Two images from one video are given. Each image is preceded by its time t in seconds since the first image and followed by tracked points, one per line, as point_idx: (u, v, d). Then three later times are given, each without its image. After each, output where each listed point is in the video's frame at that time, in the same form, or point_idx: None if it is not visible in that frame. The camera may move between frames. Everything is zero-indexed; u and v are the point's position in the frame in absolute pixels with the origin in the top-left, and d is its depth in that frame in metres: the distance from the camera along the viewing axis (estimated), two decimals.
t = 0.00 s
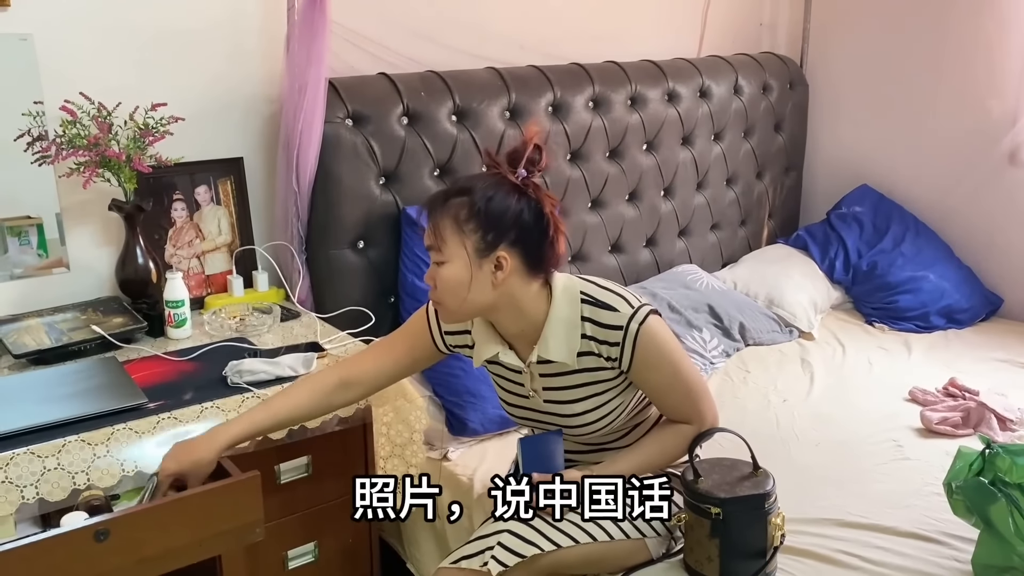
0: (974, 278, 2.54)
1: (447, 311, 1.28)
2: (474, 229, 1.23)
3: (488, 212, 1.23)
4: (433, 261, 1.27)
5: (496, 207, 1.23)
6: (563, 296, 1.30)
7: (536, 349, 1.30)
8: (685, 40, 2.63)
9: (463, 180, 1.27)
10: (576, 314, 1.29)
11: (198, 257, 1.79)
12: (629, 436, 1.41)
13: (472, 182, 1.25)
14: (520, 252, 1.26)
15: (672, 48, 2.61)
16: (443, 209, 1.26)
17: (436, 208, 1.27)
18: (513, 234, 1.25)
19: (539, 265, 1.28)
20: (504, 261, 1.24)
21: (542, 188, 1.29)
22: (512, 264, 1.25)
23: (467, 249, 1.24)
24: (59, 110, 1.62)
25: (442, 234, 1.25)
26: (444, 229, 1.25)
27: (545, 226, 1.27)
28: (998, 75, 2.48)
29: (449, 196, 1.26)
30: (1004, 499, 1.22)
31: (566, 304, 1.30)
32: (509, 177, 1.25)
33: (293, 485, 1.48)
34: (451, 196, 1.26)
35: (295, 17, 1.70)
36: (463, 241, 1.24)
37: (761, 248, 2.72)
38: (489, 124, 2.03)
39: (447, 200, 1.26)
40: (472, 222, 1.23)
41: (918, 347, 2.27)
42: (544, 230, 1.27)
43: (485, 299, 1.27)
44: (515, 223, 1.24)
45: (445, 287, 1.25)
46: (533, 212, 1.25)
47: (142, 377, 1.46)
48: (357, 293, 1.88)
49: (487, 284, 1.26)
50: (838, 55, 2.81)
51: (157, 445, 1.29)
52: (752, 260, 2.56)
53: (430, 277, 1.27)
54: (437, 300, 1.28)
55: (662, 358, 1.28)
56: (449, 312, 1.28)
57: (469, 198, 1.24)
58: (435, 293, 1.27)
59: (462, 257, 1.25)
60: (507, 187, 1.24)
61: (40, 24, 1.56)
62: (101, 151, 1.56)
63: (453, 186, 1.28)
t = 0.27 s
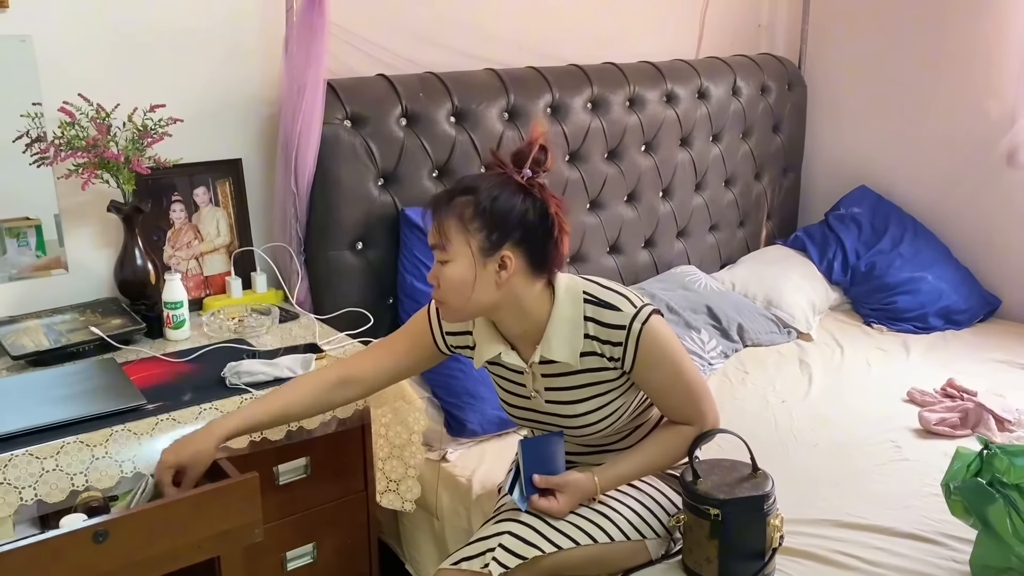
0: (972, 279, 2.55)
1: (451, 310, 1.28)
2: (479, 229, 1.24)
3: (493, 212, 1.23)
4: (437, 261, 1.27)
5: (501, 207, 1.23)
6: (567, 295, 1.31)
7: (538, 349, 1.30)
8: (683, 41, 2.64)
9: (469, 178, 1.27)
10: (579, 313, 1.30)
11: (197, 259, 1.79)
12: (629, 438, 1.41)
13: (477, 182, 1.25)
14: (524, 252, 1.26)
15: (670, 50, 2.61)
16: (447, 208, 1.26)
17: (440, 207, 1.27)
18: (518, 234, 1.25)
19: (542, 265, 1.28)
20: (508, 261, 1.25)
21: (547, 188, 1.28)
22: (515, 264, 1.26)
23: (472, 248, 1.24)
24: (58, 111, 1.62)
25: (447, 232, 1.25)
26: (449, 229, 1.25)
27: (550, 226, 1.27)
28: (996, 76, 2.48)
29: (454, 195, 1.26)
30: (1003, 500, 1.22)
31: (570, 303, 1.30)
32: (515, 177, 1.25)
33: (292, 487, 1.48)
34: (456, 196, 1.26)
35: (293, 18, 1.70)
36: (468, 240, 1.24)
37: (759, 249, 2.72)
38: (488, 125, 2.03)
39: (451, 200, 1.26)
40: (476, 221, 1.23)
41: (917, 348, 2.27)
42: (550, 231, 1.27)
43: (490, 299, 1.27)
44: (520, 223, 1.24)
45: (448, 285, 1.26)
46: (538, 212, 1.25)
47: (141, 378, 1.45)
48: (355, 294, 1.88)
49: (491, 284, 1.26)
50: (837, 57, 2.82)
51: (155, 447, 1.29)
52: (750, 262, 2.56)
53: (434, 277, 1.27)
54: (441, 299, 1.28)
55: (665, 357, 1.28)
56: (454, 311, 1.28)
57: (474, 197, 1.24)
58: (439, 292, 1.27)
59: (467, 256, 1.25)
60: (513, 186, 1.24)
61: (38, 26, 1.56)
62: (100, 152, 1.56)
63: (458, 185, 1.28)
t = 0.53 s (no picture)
0: (969, 280, 2.55)
1: (449, 309, 1.28)
2: (479, 228, 1.24)
3: (492, 211, 1.23)
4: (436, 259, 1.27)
5: (500, 206, 1.23)
6: (565, 295, 1.31)
7: (535, 348, 1.31)
8: (680, 43, 2.64)
9: (468, 177, 1.27)
10: (577, 314, 1.30)
11: (195, 260, 1.79)
12: (627, 438, 1.41)
13: (477, 181, 1.25)
14: (523, 252, 1.26)
15: (668, 51, 2.61)
16: (447, 207, 1.26)
17: (440, 206, 1.27)
18: (517, 233, 1.25)
19: (541, 265, 1.28)
20: (507, 260, 1.25)
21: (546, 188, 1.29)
22: (514, 263, 1.26)
23: (471, 247, 1.24)
24: (56, 113, 1.62)
25: (446, 232, 1.25)
26: (448, 227, 1.25)
27: (549, 226, 1.27)
28: (993, 77, 2.49)
29: (453, 195, 1.26)
30: (1000, 500, 1.22)
31: (568, 304, 1.30)
32: (514, 177, 1.25)
33: (290, 488, 1.48)
34: (455, 195, 1.26)
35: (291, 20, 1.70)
36: (467, 240, 1.25)
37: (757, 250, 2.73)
38: (486, 126, 2.03)
39: (451, 199, 1.26)
40: (476, 221, 1.24)
41: (914, 349, 2.28)
42: (548, 230, 1.27)
43: (487, 298, 1.27)
44: (519, 223, 1.24)
45: (447, 284, 1.26)
46: (537, 211, 1.25)
47: (139, 379, 1.45)
48: (353, 296, 1.88)
49: (490, 283, 1.26)
50: (834, 58, 2.82)
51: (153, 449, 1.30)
52: (748, 263, 2.56)
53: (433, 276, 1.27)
54: (439, 298, 1.28)
55: (663, 357, 1.28)
56: (451, 310, 1.28)
57: (473, 196, 1.24)
58: (438, 290, 1.27)
59: (466, 255, 1.25)
60: (512, 185, 1.24)
61: (35, 27, 1.56)
62: (98, 154, 1.56)
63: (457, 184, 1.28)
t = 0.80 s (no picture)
0: (965, 281, 2.56)
1: (447, 308, 1.29)
2: (476, 227, 1.24)
3: (490, 210, 1.23)
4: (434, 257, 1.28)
5: (497, 205, 1.23)
6: (561, 294, 1.31)
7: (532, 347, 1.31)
8: (676, 45, 2.65)
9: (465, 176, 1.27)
10: (573, 314, 1.30)
11: (192, 262, 1.79)
12: (624, 438, 1.41)
13: (474, 179, 1.25)
14: (520, 250, 1.27)
15: (664, 54, 2.62)
16: (444, 207, 1.26)
17: (438, 205, 1.28)
18: (514, 232, 1.25)
19: (538, 263, 1.29)
20: (504, 258, 1.25)
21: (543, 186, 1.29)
22: (512, 261, 1.26)
23: (468, 246, 1.25)
24: (52, 115, 1.62)
25: (443, 231, 1.26)
26: (446, 226, 1.26)
27: (546, 224, 1.28)
28: (987, 78, 2.49)
29: (450, 193, 1.26)
30: (995, 500, 1.23)
31: (564, 303, 1.30)
32: (511, 175, 1.25)
33: (287, 490, 1.48)
34: (453, 194, 1.27)
35: (287, 22, 1.71)
36: (465, 238, 1.25)
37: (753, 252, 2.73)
38: (482, 128, 2.03)
39: (448, 198, 1.26)
40: (473, 220, 1.24)
41: (910, 350, 2.28)
42: (545, 228, 1.28)
43: (486, 296, 1.28)
44: (516, 221, 1.25)
45: (445, 283, 1.26)
46: (534, 210, 1.26)
47: (136, 382, 1.45)
48: (350, 298, 1.88)
49: (488, 282, 1.26)
50: (830, 60, 2.83)
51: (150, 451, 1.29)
52: (744, 264, 2.57)
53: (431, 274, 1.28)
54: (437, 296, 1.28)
55: (659, 356, 1.29)
56: (450, 309, 1.29)
57: (471, 195, 1.24)
58: (436, 288, 1.28)
59: (463, 253, 1.25)
60: (509, 183, 1.25)
61: (32, 29, 1.56)
62: (94, 156, 1.56)
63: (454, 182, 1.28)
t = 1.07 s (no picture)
0: (958, 282, 2.57)
1: (446, 304, 1.29)
2: (476, 223, 1.24)
3: (490, 207, 1.23)
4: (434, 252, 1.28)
5: (498, 202, 1.24)
6: (560, 292, 1.31)
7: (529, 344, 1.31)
8: (670, 47, 2.65)
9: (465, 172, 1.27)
10: (571, 312, 1.30)
11: (186, 265, 1.79)
12: (619, 438, 1.41)
13: (474, 176, 1.25)
14: (520, 247, 1.27)
15: (657, 56, 2.62)
16: (445, 203, 1.26)
17: (438, 202, 1.28)
18: (514, 228, 1.25)
19: (537, 261, 1.29)
20: (504, 255, 1.25)
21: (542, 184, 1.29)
22: (512, 258, 1.26)
23: (469, 242, 1.25)
24: (45, 118, 1.61)
25: (444, 227, 1.26)
26: (445, 222, 1.26)
27: (546, 221, 1.28)
28: (980, 80, 2.50)
29: (450, 190, 1.26)
30: (988, 501, 1.23)
31: (562, 301, 1.31)
32: (511, 173, 1.26)
33: (281, 493, 1.48)
34: (453, 190, 1.27)
35: (281, 24, 1.70)
36: (465, 234, 1.25)
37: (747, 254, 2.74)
38: (476, 131, 2.04)
39: (448, 195, 1.27)
40: (473, 216, 1.24)
41: (903, 351, 2.29)
42: (545, 226, 1.28)
43: (486, 292, 1.28)
44: (516, 218, 1.25)
45: (445, 279, 1.26)
46: (534, 207, 1.26)
47: (129, 385, 1.45)
48: (344, 301, 1.88)
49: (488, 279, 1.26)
50: (823, 62, 2.84)
51: (143, 455, 1.29)
52: (738, 266, 2.57)
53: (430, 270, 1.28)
54: (436, 292, 1.28)
55: (656, 355, 1.29)
56: (448, 304, 1.29)
57: (471, 192, 1.25)
58: (435, 283, 1.28)
59: (463, 249, 1.25)
60: (508, 181, 1.25)
61: (24, 32, 1.56)
62: (87, 159, 1.56)
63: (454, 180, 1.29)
